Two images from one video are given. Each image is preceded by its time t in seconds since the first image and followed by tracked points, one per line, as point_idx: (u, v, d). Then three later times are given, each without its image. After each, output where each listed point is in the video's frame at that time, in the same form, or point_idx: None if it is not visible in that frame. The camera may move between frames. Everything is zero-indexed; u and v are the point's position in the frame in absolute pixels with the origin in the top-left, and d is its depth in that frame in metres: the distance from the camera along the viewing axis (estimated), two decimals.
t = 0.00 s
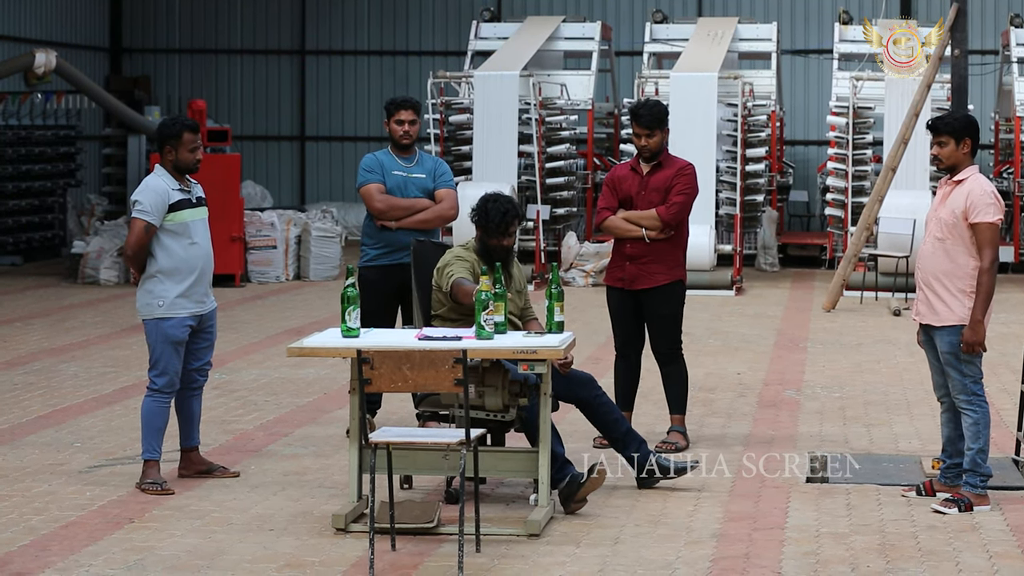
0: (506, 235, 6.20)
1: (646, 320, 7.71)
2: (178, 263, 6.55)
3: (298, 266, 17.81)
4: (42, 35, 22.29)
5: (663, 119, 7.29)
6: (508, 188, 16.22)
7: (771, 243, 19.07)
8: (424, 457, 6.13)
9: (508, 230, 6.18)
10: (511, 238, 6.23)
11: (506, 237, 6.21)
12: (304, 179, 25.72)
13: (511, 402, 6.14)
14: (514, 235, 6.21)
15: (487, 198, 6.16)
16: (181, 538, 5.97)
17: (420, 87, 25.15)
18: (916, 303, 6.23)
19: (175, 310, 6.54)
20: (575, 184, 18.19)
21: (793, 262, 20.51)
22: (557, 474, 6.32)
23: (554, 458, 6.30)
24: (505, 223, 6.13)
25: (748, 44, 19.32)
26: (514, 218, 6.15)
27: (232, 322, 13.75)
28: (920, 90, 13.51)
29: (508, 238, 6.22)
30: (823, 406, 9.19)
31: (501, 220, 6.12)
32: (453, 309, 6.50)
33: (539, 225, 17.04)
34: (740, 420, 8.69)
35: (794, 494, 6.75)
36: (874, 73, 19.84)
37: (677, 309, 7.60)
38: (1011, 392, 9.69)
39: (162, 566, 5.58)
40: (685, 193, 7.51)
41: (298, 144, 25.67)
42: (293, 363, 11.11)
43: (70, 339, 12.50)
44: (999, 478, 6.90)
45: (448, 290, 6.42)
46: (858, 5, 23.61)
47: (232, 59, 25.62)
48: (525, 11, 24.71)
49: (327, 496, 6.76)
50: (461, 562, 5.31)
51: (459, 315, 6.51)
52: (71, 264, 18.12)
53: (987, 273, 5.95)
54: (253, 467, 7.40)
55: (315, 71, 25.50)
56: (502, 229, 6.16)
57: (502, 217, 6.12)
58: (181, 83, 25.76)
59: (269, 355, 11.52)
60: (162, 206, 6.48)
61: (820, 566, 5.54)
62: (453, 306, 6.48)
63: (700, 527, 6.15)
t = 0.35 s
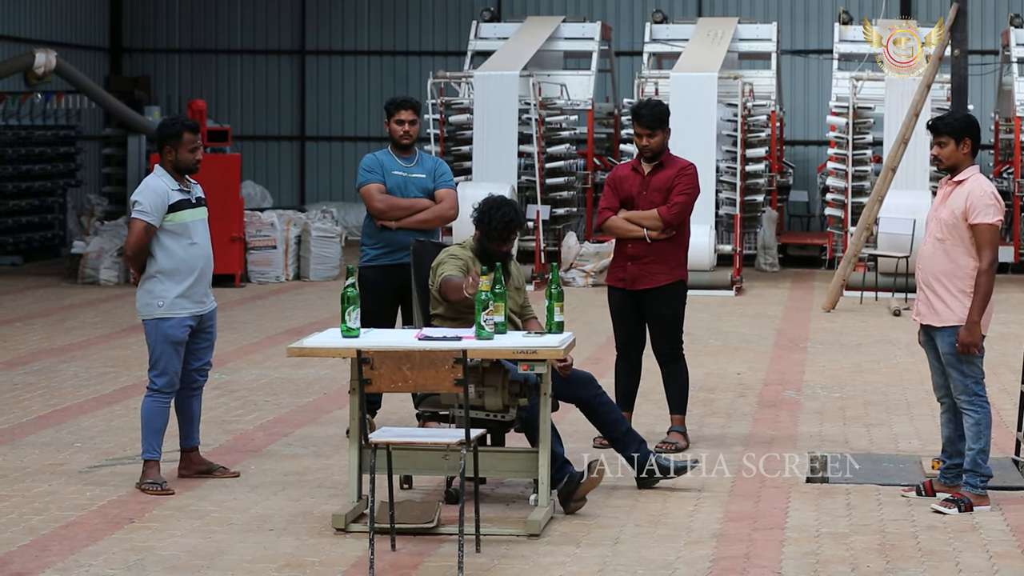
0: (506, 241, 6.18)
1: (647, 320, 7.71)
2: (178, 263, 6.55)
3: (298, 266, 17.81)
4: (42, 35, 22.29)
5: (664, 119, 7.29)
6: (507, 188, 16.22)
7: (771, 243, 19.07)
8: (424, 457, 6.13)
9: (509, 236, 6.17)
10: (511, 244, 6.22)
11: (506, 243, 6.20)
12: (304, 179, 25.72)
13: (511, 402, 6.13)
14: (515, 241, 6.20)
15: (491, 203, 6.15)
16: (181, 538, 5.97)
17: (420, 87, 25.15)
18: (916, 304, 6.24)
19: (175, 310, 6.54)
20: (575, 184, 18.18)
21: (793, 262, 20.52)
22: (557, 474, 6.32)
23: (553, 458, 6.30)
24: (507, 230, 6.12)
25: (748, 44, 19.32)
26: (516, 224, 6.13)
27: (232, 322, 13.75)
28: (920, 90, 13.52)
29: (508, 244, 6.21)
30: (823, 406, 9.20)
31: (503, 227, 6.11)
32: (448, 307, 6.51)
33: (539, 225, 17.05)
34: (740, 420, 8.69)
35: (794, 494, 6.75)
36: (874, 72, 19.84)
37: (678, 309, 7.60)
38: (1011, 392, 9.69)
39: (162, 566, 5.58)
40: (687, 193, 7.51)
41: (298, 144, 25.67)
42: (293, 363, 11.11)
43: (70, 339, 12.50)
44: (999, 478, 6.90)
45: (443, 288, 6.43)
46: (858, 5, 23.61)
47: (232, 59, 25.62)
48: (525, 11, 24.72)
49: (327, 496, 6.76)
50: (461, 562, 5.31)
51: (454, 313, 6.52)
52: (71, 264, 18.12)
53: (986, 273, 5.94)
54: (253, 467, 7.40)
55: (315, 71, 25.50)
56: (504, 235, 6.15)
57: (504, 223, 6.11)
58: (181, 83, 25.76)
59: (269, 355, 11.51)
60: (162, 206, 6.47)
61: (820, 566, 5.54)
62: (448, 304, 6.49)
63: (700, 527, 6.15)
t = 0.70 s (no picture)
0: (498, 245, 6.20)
1: (647, 320, 7.71)
2: (178, 263, 6.55)
3: (298, 266, 17.81)
4: (41, 35, 22.28)
5: (665, 119, 7.29)
6: (507, 188, 16.23)
7: (771, 243, 19.07)
8: (425, 457, 6.13)
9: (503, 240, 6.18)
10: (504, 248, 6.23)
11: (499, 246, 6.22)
12: (304, 179, 25.72)
13: (511, 403, 6.14)
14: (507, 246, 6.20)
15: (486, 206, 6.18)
16: (181, 538, 5.97)
17: (420, 87, 25.14)
18: (917, 304, 6.26)
19: (175, 310, 6.54)
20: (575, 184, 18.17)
21: (793, 262, 20.53)
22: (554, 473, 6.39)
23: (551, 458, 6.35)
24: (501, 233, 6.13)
25: (748, 44, 19.32)
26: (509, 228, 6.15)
27: (232, 322, 13.75)
28: (920, 90, 13.51)
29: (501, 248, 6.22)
30: (823, 406, 9.20)
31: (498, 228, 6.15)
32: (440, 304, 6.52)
33: (539, 225, 17.06)
34: (740, 420, 8.70)
35: (794, 494, 6.76)
36: (874, 73, 19.84)
37: (678, 309, 7.59)
38: (1011, 392, 9.69)
39: (162, 566, 5.58)
40: (687, 193, 7.50)
41: (298, 144, 25.67)
42: (293, 363, 11.12)
43: (70, 339, 12.50)
44: (999, 478, 6.90)
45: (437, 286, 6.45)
46: (858, 5, 23.62)
47: (232, 59, 25.62)
48: (525, 11, 24.73)
49: (327, 496, 6.76)
50: (461, 562, 5.31)
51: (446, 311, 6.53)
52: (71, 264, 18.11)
53: (985, 274, 5.93)
54: (253, 467, 7.40)
55: (315, 72, 25.51)
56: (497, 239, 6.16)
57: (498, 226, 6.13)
58: (181, 83, 25.75)
59: (269, 355, 11.52)
60: (162, 206, 6.47)
61: (820, 565, 5.55)
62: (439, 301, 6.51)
63: (700, 527, 6.16)
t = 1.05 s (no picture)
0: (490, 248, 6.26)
1: (648, 320, 7.71)
2: (178, 263, 6.55)
3: (298, 266, 17.82)
4: (41, 35, 22.27)
5: (665, 119, 7.29)
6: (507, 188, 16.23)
7: (771, 243, 19.07)
8: (425, 457, 6.13)
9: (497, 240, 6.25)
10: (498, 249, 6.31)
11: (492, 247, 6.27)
12: (304, 179, 25.72)
13: (511, 402, 6.14)
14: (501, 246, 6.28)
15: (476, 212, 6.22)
16: (182, 538, 5.98)
17: (420, 87, 25.15)
18: (919, 305, 6.27)
19: (175, 310, 6.54)
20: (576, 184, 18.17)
21: (793, 262, 20.53)
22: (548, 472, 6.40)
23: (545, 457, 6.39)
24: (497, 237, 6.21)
25: (748, 44, 19.31)
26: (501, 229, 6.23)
27: (232, 322, 13.75)
28: (920, 90, 13.51)
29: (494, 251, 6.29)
30: (823, 406, 9.20)
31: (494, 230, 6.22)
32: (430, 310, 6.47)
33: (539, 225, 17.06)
34: (740, 420, 8.70)
35: (794, 494, 6.76)
36: (873, 73, 19.85)
37: (678, 309, 7.59)
38: (1012, 393, 9.69)
39: (162, 566, 5.58)
40: (687, 193, 7.49)
41: (298, 144, 25.68)
42: (293, 363, 11.12)
43: (70, 339, 12.50)
44: (999, 479, 6.90)
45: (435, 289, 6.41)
46: (858, 5, 23.62)
47: (231, 59, 25.62)
48: (525, 11, 24.73)
49: (327, 496, 6.77)
50: (461, 562, 5.30)
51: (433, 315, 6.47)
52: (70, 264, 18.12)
53: (984, 275, 5.93)
54: (253, 467, 7.41)
55: (315, 72, 25.51)
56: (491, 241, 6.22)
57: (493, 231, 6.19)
58: (181, 84, 25.75)
59: (269, 355, 11.53)
60: (161, 206, 6.47)
61: (820, 565, 5.55)
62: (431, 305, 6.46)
63: (700, 528, 6.16)
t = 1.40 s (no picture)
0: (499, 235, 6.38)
1: (647, 321, 7.70)
2: (178, 263, 6.55)
3: (298, 266, 17.82)
4: (41, 35, 22.27)
5: (664, 119, 7.29)
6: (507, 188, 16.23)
7: (771, 243, 19.07)
8: (425, 457, 6.13)
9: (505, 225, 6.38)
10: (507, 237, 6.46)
11: (501, 233, 6.39)
12: (304, 179, 25.72)
13: (511, 402, 6.14)
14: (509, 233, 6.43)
15: (479, 197, 6.38)
16: (182, 538, 5.98)
17: (420, 87, 25.15)
18: (920, 305, 6.27)
19: (175, 310, 6.54)
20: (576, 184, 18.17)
21: (794, 262, 20.54)
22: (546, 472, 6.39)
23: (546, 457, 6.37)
24: (505, 220, 6.33)
25: (748, 44, 19.31)
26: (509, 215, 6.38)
27: (232, 322, 13.76)
28: (920, 90, 13.52)
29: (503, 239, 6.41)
30: (823, 406, 9.21)
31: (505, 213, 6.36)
32: (440, 308, 6.50)
33: (539, 225, 17.07)
34: (740, 420, 8.71)
35: (794, 494, 6.76)
36: (873, 73, 19.85)
37: (678, 310, 7.60)
38: (1011, 393, 9.69)
39: (162, 566, 5.59)
40: (687, 193, 7.48)
41: (298, 144, 25.68)
42: (293, 363, 11.13)
43: (70, 339, 12.51)
44: (999, 479, 6.90)
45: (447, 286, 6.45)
46: (858, 5, 23.62)
47: (231, 59, 25.62)
48: (525, 11, 24.74)
49: (327, 496, 6.77)
50: (461, 562, 5.30)
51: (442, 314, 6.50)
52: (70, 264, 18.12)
53: (984, 276, 5.93)
54: (253, 467, 7.41)
55: (315, 72, 25.51)
56: (499, 225, 6.34)
57: (500, 214, 6.32)
58: (181, 84, 25.75)
59: (269, 355, 11.53)
60: (161, 207, 6.47)
61: (820, 566, 5.55)
62: (441, 303, 6.49)
63: (700, 528, 6.16)
